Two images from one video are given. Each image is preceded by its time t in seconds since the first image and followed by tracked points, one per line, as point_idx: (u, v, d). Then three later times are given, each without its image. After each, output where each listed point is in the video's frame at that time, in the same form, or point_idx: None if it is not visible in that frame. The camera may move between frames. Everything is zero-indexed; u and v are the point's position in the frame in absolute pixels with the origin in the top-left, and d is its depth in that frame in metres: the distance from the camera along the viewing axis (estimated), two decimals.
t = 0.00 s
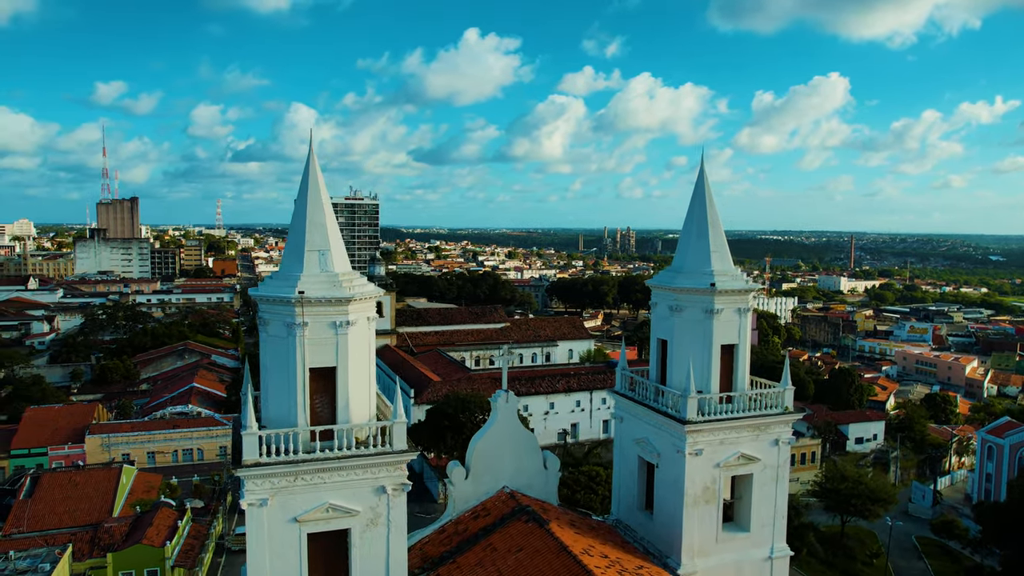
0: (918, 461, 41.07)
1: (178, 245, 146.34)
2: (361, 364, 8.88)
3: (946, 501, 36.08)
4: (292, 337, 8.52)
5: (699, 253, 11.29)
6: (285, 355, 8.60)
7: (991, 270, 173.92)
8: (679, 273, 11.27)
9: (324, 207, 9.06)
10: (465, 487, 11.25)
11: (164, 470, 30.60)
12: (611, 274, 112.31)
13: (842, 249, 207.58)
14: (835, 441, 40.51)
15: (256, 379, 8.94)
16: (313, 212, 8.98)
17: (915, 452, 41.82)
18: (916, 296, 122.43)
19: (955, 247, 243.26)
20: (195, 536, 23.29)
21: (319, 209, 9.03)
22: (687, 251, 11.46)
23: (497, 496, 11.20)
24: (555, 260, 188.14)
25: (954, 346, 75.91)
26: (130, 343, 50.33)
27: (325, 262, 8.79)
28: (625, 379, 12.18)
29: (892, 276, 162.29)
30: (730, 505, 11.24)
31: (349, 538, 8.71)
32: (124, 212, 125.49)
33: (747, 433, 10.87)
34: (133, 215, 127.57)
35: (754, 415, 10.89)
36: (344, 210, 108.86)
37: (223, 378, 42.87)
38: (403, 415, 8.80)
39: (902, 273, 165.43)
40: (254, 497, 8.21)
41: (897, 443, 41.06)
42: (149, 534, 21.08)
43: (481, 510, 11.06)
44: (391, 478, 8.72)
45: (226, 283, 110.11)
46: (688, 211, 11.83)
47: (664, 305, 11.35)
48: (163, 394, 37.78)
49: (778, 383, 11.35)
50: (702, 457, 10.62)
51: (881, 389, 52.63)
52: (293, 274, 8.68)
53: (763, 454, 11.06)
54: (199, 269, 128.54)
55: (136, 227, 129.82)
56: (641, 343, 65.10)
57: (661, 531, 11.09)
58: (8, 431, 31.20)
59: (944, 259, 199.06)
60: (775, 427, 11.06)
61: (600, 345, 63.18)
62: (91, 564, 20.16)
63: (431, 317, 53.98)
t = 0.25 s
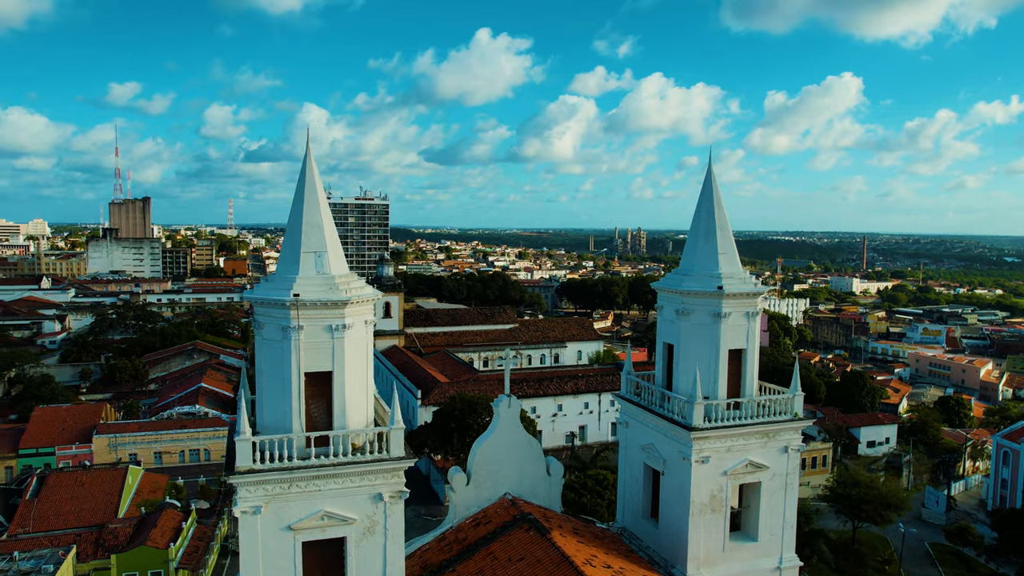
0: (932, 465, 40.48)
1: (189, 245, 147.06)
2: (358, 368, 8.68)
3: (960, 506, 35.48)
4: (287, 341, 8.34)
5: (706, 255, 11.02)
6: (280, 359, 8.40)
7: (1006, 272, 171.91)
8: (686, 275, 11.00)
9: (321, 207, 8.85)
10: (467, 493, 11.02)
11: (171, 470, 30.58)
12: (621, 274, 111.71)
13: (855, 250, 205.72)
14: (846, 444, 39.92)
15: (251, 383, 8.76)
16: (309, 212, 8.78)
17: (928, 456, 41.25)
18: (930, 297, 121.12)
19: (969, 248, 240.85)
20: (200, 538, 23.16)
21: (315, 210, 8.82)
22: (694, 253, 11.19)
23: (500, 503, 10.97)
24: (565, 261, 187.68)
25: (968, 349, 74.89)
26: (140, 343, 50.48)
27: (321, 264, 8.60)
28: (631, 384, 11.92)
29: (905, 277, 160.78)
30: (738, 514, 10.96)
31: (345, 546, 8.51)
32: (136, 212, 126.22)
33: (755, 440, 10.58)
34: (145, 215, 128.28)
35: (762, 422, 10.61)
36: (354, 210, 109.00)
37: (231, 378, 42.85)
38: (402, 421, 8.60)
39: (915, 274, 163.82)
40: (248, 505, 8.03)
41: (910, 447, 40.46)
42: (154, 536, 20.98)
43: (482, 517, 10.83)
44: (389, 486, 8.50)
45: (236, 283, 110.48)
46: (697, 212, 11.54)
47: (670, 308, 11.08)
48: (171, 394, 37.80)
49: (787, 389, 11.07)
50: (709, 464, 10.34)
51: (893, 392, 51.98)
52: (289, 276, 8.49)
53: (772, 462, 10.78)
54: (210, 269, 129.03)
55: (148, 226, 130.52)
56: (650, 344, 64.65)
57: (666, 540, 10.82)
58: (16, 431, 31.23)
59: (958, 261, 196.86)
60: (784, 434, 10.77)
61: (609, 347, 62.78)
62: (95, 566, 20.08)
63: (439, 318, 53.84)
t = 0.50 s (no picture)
0: (944, 469, 39.91)
1: (199, 245, 147.80)
2: (355, 371, 8.51)
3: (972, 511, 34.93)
4: (283, 343, 8.17)
5: (713, 257, 10.78)
6: (275, 363, 8.24)
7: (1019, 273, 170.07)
8: (692, 277, 10.76)
9: (318, 207, 8.68)
10: (468, 498, 10.81)
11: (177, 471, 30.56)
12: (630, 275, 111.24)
13: (866, 251, 204.23)
14: (856, 447, 39.43)
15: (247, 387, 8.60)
16: (306, 212, 8.60)
17: (940, 459, 40.68)
18: (942, 299, 119.93)
19: (981, 249, 238.54)
20: (204, 539, 23.04)
21: (312, 210, 8.64)
22: (701, 255, 10.95)
23: (501, 509, 10.77)
24: (573, 261, 187.19)
25: (981, 350, 74.00)
26: (148, 342, 50.61)
27: (318, 265, 8.42)
28: (636, 389, 11.69)
29: (916, 278, 159.39)
30: (745, 521, 10.71)
31: (341, 553, 8.34)
32: (146, 212, 126.86)
33: (762, 446, 10.35)
34: (155, 215, 128.91)
35: (770, 428, 10.37)
36: (363, 210, 109.09)
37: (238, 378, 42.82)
38: (399, 426, 8.42)
39: (926, 275, 162.35)
40: (242, 511, 7.87)
41: (922, 450, 39.86)
42: (158, 537, 20.89)
43: (484, 523, 10.63)
44: (386, 492, 8.33)
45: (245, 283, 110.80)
46: (703, 212, 11.30)
47: (676, 311, 10.85)
48: (178, 394, 37.82)
49: (796, 393, 10.81)
50: (714, 471, 10.11)
51: (904, 394, 51.37)
52: (285, 278, 8.33)
53: (780, 469, 10.53)
54: (220, 268, 129.53)
55: (158, 226, 131.14)
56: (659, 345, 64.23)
57: (671, 548, 10.59)
58: (23, 429, 31.30)
59: (971, 261, 194.86)
60: (792, 440, 10.52)
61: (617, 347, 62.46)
62: (99, 566, 20.02)
63: (446, 318, 53.70)
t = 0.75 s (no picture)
0: (957, 473, 39.32)
1: (210, 245, 148.31)
2: (353, 375, 8.32)
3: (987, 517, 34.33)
4: (278, 347, 7.98)
5: (721, 258, 10.51)
6: (271, 366, 8.06)
7: None
8: (700, 279, 10.50)
9: (316, 208, 8.50)
10: (470, 505, 10.59)
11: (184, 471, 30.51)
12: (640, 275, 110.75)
13: (878, 252, 202.40)
14: (868, 450, 38.87)
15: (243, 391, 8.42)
16: (303, 213, 8.43)
17: (954, 463, 40.08)
18: (955, 300, 118.59)
19: (996, 250, 235.88)
20: (209, 541, 22.92)
21: (310, 210, 8.47)
22: (708, 256, 10.68)
23: (503, 515, 10.55)
24: (583, 262, 186.72)
25: (995, 352, 72.99)
26: (157, 342, 50.75)
27: (315, 267, 8.24)
28: (642, 393, 11.43)
29: (929, 279, 157.85)
30: (753, 530, 10.43)
31: (337, 563, 8.13)
32: (158, 212, 127.57)
33: (771, 453, 10.07)
34: (167, 215, 129.61)
35: (779, 435, 10.09)
36: (373, 210, 109.24)
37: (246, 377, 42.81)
38: (397, 432, 8.21)
39: (939, 276, 160.70)
40: (236, 518, 7.69)
41: (936, 454, 39.23)
42: (162, 539, 20.80)
43: (485, 530, 10.41)
44: (383, 499, 8.12)
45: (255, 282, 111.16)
46: (711, 213, 11.03)
47: (682, 314, 10.59)
48: (187, 393, 37.83)
49: (807, 399, 10.52)
50: (722, 479, 9.84)
51: (917, 396, 50.72)
52: (281, 280, 8.15)
53: (790, 477, 10.25)
54: (231, 268, 130.08)
55: (169, 226, 131.82)
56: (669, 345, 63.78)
57: (678, 557, 10.32)
58: (32, 429, 31.39)
59: (985, 262, 192.69)
60: (802, 447, 10.25)
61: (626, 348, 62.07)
62: (103, 567, 19.98)
63: (455, 319, 53.55)
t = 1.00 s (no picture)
0: (970, 477, 38.78)
1: (220, 245, 148.93)
2: (350, 379, 8.15)
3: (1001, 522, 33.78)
4: (274, 350, 7.83)
5: (728, 260, 10.28)
6: (266, 369, 7.91)
7: None
8: (706, 282, 10.26)
9: (313, 208, 8.34)
10: (471, 510, 10.39)
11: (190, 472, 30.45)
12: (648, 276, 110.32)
13: (889, 253, 200.68)
14: (879, 454, 38.40)
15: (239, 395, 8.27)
16: (301, 214, 8.27)
17: (967, 467, 39.53)
18: (968, 302, 117.33)
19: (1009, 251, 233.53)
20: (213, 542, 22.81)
21: (307, 211, 8.31)
22: (716, 258, 10.44)
23: (505, 522, 10.35)
24: (592, 262, 186.30)
25: (1009, 354, 72.09)
26: (166, 342, 50.86)
27: (312, 269, 8.08)
28: (647, 398, 11.21)
29: (942, 280, 156.36)
30: (761, 539, 10.19)
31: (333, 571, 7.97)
32: (168, 212, 128.18)
33: (779, 460, 9.83)
34: (177, 215, 130.24)
35: (788, 441, 9.85)
36: (382, 210, 109.36)
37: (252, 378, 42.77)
38: (395, 438, 8.04)
39: (951, 277, 159.19)
40: (230, 525, 7.54)
41: (948, 457, 38.70)
42: (166, 540, 20.72)
43: (487, 536, 10.21)
44: (380, 506, 7.95)
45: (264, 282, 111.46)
46: (718, 213, 10.79)
47: (689, 317, 10.35)
48: (194, 394, 37.82)
49: (816, 405, 10.27)
50: (729, 486, 9.61)
51: (929, 398, 50.12)
52: (277, 282, 7.99)
53: (798, 484, 10.00)
54: (240, 268, 130.59)
55: (179, 226, 132.44)
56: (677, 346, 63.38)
57: (683, 565, 10.10)
58: (40, 428, 31.46)
59: (998, 264, 190.76)
60: (811, 454, 10.00)
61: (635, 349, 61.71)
62: (107, 568, 19.97)
63: (463, 319, 53.39)
